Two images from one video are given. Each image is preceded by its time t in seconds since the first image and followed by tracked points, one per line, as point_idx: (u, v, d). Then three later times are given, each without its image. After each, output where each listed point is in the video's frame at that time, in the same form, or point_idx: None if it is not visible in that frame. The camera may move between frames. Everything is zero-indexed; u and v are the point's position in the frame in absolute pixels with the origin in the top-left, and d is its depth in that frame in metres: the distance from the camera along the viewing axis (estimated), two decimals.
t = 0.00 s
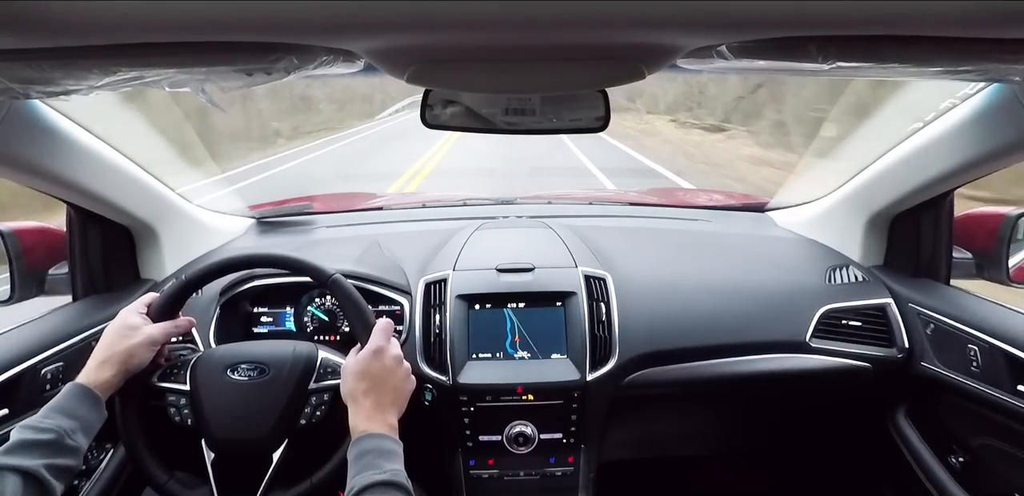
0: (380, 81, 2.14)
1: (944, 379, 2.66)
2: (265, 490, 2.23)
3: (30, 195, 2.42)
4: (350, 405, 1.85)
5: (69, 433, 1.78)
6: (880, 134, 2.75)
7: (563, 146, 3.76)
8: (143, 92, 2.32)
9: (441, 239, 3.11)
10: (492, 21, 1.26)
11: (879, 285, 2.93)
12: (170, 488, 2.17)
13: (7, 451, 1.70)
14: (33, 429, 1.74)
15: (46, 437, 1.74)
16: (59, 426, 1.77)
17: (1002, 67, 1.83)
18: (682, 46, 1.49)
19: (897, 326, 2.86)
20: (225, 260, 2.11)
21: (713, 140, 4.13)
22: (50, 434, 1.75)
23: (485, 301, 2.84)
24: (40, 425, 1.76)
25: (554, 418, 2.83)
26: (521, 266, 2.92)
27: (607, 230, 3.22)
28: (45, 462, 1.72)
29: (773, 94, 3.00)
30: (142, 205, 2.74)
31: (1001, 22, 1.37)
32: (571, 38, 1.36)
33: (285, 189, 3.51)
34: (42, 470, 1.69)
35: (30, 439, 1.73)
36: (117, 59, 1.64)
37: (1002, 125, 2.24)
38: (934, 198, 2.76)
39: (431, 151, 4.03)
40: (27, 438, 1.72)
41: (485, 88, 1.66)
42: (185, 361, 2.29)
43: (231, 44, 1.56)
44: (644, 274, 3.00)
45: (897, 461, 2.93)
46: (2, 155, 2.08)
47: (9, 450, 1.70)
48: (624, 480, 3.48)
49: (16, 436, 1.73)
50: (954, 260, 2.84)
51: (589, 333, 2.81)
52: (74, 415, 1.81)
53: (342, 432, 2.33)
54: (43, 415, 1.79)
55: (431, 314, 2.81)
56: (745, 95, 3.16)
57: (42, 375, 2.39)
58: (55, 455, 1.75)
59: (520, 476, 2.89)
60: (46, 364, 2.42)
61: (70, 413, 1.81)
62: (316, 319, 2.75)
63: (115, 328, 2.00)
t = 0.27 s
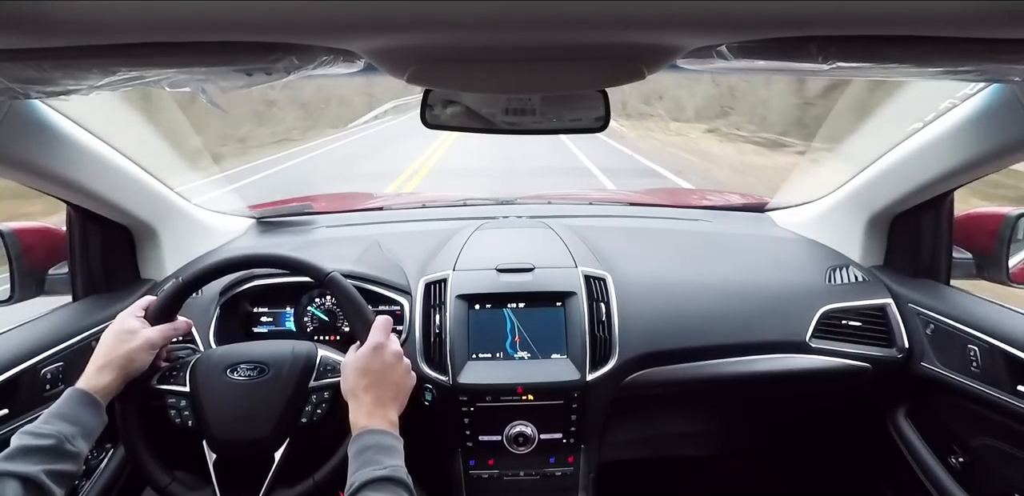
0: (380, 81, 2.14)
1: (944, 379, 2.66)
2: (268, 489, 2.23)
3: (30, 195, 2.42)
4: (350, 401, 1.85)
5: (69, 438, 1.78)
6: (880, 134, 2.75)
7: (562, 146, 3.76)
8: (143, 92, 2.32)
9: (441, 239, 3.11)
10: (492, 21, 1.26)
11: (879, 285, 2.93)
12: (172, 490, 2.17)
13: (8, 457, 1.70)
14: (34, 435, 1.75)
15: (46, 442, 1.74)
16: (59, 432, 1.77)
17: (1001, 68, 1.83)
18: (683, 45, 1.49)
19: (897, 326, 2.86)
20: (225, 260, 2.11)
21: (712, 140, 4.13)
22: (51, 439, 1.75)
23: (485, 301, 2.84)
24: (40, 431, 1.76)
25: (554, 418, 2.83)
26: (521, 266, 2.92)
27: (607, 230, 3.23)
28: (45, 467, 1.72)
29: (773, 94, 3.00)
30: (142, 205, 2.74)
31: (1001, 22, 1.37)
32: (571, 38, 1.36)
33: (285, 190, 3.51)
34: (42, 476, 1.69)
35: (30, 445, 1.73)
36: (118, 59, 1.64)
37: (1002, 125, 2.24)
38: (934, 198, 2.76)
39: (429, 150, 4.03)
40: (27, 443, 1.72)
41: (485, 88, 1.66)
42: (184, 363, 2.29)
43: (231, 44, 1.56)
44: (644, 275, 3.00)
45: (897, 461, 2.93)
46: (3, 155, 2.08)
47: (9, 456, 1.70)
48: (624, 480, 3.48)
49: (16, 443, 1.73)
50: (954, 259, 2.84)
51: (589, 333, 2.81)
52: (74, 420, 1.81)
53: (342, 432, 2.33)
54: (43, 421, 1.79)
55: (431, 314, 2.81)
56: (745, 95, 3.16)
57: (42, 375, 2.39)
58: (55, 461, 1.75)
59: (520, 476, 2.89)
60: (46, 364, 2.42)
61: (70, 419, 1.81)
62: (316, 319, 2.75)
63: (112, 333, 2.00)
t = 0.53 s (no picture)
0: (380, 80, 2.14)
1: (944, 379, 2.66)
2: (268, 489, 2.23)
3: (30, 195, 2.42)
4: (351, 400, 1.85)
5: (70, 439, 1.77)
6: (881, 134, 2.75)
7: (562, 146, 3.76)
8: (143, 92, 2.32)
9: (441, 239, 3.11)
10: (492, 21, 1.26)
11: (879, 285, 2.93)
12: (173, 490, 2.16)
13: (9, 458, 1.70)
14: (34, 437, 1.75)
15: (47, 444, 1.74)
16: (60, 433, 1.77)
17: (1001, 68, 1.83)
18: (682, 46, 1.49)
19: (897, 325, 2.86)
20: (225, 260, 2.11)
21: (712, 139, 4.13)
22: (52, 441, 1.75)
23: (485, 301, 2.84)
24: (41, 432, 1.76)
25: (554, 418, 2.83)
26: (521, 266, 2.92)
27: (607, 230, 3.23)
28: (46, 468, 1.72)
29: (773, 94, 3.00)
30: (142, 205, 2.74)
31: (1001, 22, 1.37)
32: (571, 38, 1.36)
33: (285, 190, 3.51)
34: (43, 478, 1.69)
35: (31, 446, 1.73)
36: (118, 59, 1.64)
37: (1002, 125, 2.24)
38: (934, 198, 2.76)
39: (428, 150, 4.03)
40: (28, 445, 1.72)
41: (485, 88, 1.66)
42: (184, 364, 2.30)
43: (231, 44, 1.56)
44: (644, 275, 3.00)
45: (897, 461, 2.93)
46: (3, 155, 2.08)
47: (10, 458, 1.70)
48: (624, 480, 3.48)
49: (17, 444, 1.73)
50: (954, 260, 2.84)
51: (589, 333, 2.81)
52: (75, 422, 1.81)
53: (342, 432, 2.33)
54: (44, 423, 1.79)
55: (431, 314, 2.81)
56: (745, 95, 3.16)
57: (41, 375, 2.39)
58: (56, 462, 1.75)
59: (520, 476, 2.89)
60: (46, 364, 2.42)
61: (70, 420, 1.80)
62: (316, 319, 2.75)
63: (112, 334, 2.00)
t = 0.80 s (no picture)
0: (380, 80, 2.14)
1: (944, 379, 2.66)
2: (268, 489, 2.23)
3: (30, 195, 2.42)
4: (349, 401, 1.85)
5: (69, 439, 1.77)
6: (881, 134, 2.75)
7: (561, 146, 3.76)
8: (143, 92, 2.32)
9: (441, 239, 3.11)
10: (492, 21, 1.26)
11: (879, 285, 2.93)
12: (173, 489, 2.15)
13: (9, 458, 1.70)
14: (34, 436, 1.75)
15: (47, 443, 1.74)
16: (60, 433, 1.77)
17: (1001, 68, 1.83)
18: (682, 45, 1.49)
19: (897, 326, 2.86)
20: (224, 260, 2.11)
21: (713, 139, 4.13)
22: (52, 440, 1.75)
23: (485, 301, 2.84)
24: (41, 431, 1.76)
25: (554, 418, 2.83)
26: (521, 266, 2.92)
27: (607, 230, 3.23)
28: (46, 468, 1.72)
29: (773, 93, 3.00)
30: (142, 204, 2.74)
31: (1000, 22, 1.37)
32: (570, 38, 1.36)
33: (286, 189, 3.51)
34: (42, 478, 1.69)
35: (30, 446, 1.73)
36: (117, 59, 1.64)
37: (1002, 125, 2.24)
38: (934, 198, 2.76)
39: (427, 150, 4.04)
40: (28, 444, 1.73)
41: (484, 88, 1.66)
42: (184, 364, 2.30)
43: (231, 44, 1.56)
44: (644, 275, 3.00)
45: (897, 461, 2.93)
46: (3, 155, 2.09)
47: (9, 457, 1.70)
48: (624, 480, 3.48)
49: (16, 443, 1.73)
50: (954, 260, 2.85)
51: (589, 333, 2.81)
52: (74, 421, 1.81)
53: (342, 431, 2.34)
54: (44, 422, 1.79)
55: (431, 314, 2.81)
56: (745, 95, 3.16)
57: (41, 375, 2.40)
58: (55, 461, 1.75)
59: (520, 476, 2.89)
60: (46, 364, 2.42)
61: (70, 419, 1.80)
62: (316, 319, 2.75)
63: (112, 334, 2.00)
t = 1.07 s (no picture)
0: (380, 81, 2.14)
1: (944, 379, 2.66)
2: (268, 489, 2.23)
3: (30, 195, 2.42)
4: (349, 401, 1.85)
5: (70, 439, 1.77)
6: (881, 134, 2.75)
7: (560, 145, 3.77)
8: (143, 92, 2.32)
9: (441, 239, 3.11)
10: (492, 21, 1.26)
11: (879, 285, 2.93)
12: (173, 490, 2.15)
13: (9, 458, 1.70)
14: (35, 436, 1.75)
15: (47, 444, 1.74)
16: (60, 433, 1.77)
17: (1000, 68, 1.83)
18: (682, 45, 1.48)
19: (897, 326, 2.86)
20: (224, 260, 2.11)
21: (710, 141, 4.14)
22: (52, 440, 1.75)
23: (485, 301, 2.84)
24: (41, 432, 1.75)
25: (554, 418, 2.83)
26: (521, 266, 2.92)
27: (607, 230, 3.23)
28: (46, 468, 1.72)
29: (773, 94, 3.00)
30: (142, 204, 2.74)
31: (1000, 22, 1.37)
32: (570, 38, 1.36)
33: (286, 190, 3.51)
34: (43, 478, 1.69)
35: (31, 446, 1.73)
36: (118, 59, 1.64)
37: (1002, 125, 2.24)
38: (934, 199, 2.76)
39: (426, 150, 4.05)
40: (28, 445, 1.72)
41: (484, 88, 1.66)
42: (184, 365, 2.30)
43: (231, 44, 1.56)
44: (644, 275, 3.00)
45: (897, 461, 2.93)
46: (3, 155, 2.09)
47: (9, 457, 1.70)
48: (624, 480, 3.48)
49: (17, 443, 1.73)
50: (954, 260, 2.84)
51: (589, 333, 2.81)
52: (74, 421, 1.81)
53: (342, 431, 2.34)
54: (44, 422, 1.78)
55: (431, 314, 2.81)
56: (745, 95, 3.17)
57: (41, 374, 2.40)
58: (56, 461, 1.75)
59: (520, 476, 2.89)
60: (46, 363, 2.42)
61: (70, 420, 1.80)
62: (316, 319, 2.75)
63: (112, 334, 2.00)
